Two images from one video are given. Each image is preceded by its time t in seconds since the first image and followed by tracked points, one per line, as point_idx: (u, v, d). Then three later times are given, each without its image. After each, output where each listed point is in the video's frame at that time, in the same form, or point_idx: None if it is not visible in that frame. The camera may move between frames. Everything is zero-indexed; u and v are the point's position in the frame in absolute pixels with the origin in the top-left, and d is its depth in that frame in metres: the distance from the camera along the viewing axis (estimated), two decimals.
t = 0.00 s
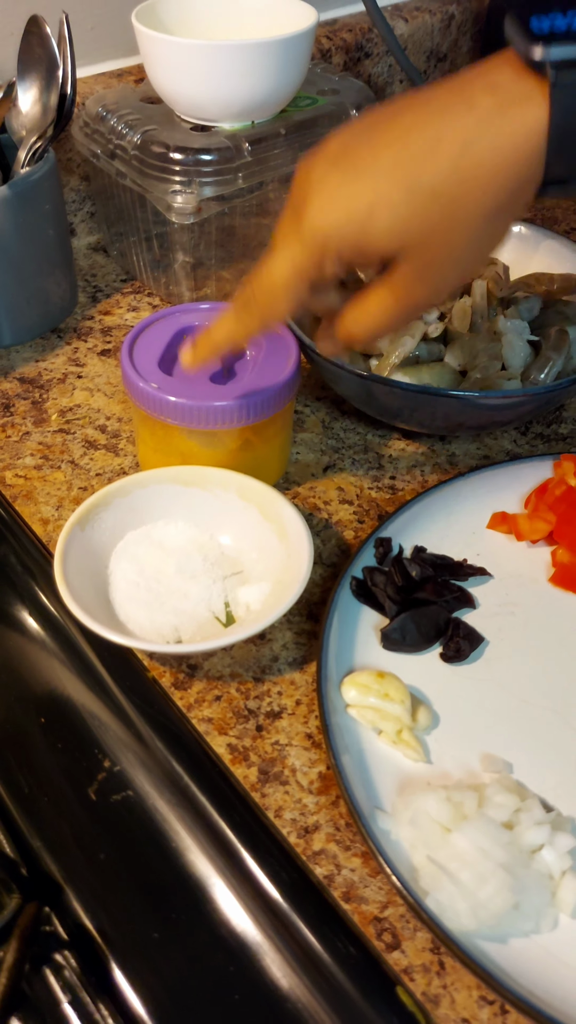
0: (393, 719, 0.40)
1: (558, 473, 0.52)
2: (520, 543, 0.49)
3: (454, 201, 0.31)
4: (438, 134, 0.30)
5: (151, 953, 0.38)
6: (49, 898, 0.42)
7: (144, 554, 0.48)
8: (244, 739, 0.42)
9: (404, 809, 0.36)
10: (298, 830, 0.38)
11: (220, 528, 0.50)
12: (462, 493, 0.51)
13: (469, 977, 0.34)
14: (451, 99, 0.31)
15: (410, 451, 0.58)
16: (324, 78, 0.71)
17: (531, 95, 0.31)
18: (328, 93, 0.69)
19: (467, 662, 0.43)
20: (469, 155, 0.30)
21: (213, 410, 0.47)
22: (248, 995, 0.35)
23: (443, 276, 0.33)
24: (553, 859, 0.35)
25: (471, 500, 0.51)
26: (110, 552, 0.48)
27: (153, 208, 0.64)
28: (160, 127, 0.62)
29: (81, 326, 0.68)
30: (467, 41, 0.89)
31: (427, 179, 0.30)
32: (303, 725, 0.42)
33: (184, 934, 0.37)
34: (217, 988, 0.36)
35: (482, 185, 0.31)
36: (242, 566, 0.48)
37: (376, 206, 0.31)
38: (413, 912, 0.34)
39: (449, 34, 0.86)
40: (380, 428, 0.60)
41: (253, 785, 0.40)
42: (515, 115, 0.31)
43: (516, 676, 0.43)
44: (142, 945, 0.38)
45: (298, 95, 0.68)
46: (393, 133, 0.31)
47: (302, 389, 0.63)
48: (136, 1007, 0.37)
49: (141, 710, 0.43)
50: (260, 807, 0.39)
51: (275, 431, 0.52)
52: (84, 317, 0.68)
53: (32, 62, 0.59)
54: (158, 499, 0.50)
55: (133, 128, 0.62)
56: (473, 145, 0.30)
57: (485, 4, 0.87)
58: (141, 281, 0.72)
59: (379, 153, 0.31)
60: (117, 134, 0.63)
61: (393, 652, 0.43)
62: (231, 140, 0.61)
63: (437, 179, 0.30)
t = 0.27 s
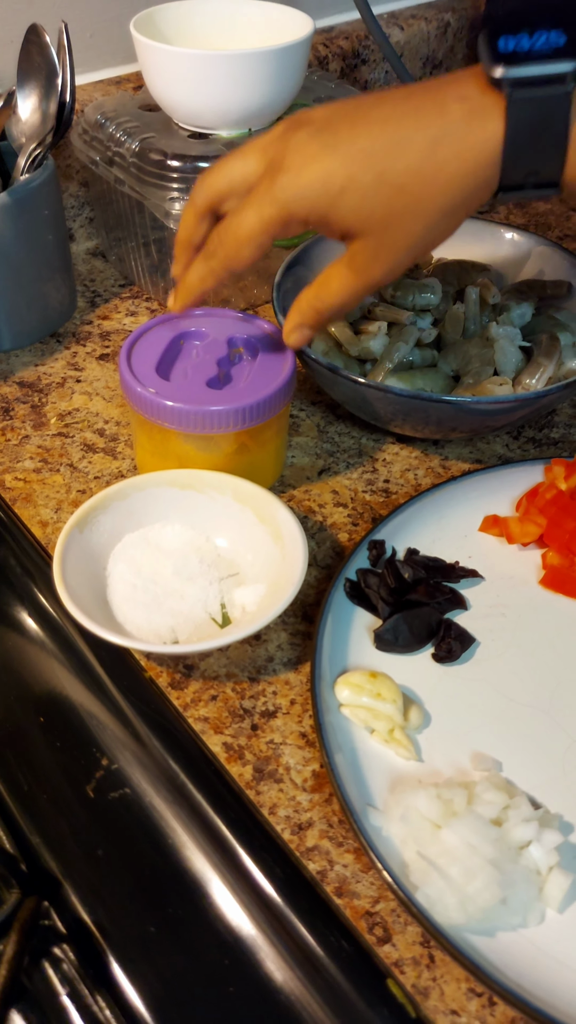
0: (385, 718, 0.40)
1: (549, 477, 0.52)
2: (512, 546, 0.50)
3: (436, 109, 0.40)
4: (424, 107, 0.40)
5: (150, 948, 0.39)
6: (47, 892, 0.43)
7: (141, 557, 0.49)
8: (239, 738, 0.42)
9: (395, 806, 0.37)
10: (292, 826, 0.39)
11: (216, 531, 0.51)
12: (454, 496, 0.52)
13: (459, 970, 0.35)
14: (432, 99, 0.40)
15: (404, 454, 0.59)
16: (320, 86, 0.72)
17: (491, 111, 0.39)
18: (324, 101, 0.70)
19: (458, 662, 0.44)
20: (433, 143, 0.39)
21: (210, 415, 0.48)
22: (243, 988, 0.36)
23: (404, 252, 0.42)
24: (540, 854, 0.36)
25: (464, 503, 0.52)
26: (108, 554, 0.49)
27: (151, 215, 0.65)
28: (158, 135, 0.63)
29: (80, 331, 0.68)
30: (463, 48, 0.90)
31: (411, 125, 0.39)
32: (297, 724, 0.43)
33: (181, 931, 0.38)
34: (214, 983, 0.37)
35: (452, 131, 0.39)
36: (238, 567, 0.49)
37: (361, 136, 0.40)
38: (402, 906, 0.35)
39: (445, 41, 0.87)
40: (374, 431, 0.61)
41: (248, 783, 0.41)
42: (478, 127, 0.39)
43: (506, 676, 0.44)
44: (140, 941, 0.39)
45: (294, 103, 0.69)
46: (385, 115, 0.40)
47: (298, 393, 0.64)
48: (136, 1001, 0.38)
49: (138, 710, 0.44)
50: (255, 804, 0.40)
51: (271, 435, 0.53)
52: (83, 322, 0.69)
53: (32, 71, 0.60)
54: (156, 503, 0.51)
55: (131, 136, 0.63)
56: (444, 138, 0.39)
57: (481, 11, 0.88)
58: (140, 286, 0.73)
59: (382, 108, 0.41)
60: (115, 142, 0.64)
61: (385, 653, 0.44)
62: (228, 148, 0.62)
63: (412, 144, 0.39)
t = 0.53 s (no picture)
0: (373, 715, 0.41)
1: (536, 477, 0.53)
2: (499, 546, 0.51)
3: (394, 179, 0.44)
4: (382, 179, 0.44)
5: (142, 942, 0.39)
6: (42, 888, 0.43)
7: (133, 557, 0.49)
8: (230, 735, 0.43)
9: (383, 801, 0.38)
10: (281, 822, 0.40)
11: (207, 531, 0.52)
12: (442, 497, 0.53)
13: (444, 961, 0.35)
14: (385, 167, 0.45)
15: (393, 455, 0.60)
16: (311, 92, 0.73)
17: (438, 174, 0.44)
18: (314, 107, 0.71)
19: (446, 660, 0.45)
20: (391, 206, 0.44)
21: (201, 417, 0.48)
22: (233, 980, 0.37)
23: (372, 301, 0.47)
24: (525, 848, 0.36)
25: (452, 504, 0.53)
26: (101, 554, 0.49)
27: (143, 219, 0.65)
28: (150, 141, 0.64)
29: (73, 334, 0.69)
30: (452, 55, 0.91)
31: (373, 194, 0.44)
32: (287, 722, 0.44)
33: (172, 925, 0.39)
34: (205, 975, 0.37)
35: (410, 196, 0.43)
36: (229, 567, 0.50)
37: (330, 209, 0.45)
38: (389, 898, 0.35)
39: (435, 47, 0.88)
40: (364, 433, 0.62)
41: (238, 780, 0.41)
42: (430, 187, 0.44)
43: (492, 674, 0.44)
44: (133, 935, 0.40)
45: (285, 109, 0.69)
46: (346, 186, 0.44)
47: (289, 395, 0.65)
48: (129, 997, 0.39)
49: (131, 708, 0.45)
50: (245, 799, 0.41)
51: (262, 437, 0.53)
52: (77, 325, 0.70)
53: (25, 76, 0.61)
54: (148, 504, 0.51)
55: (124, 141, 0.64)
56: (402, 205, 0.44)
57: (471, 18, 0.89)
58: (133, 290, 0.73)
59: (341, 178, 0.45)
60: (108, 147, 0.65)
61: (374, 652, 0.45)
62: (219, 154, 0.63)
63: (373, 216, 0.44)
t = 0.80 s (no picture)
0: (358, 714, 0.42)
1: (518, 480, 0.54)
2: (483, 547, 0.52)
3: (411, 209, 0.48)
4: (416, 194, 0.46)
5: (133, 935, 0.41)
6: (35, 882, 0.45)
7: (125, 560, 0.50)
8: (219, 734, 0.44)
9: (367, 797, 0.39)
10: (269, 817, 0.40)
11: (197, 535, 0.53)
12: (427, 500, 0.54)
13: (427, 952, 0.36)
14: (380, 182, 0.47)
15: (381, 460, 0.61)
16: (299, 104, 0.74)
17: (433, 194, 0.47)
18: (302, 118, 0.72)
19: (430, 659, 0.46)
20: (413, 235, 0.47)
21: (191, 424, 0.50)
22: (221, 972, 0.38)
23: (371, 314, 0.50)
24: (505, 842, 0.38)
25: (437, 507, 0.54)
26: (93, 558, 0.50)
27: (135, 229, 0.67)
28: (141, 152, 0.65)
29: (66, 342, 0.70)
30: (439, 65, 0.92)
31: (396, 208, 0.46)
32: (275, 721, 0.45)
33: (162, 919, 0.40)
34: (193, 968, 0.39)
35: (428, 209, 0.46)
36: (219, 571, 0.51)
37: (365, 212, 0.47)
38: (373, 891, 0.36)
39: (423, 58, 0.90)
40: (352, 439, 0.63)
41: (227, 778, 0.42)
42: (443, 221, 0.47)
43: (475, 672, 0.45)
44: (124, 929, 0.41)
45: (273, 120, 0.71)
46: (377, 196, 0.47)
47: (279, 401, 0.66)
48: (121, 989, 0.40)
49: (122, 709, 0.46)
50: (234, 797, 0.41)
51: (252, 442, 0.54)
52: (70, 333, 0.71)
53: (18, 89, 0.63)
54: (139, 509, 0.52)
55: (115, 153, 0.65)
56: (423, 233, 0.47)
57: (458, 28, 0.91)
58: (125, 298, 0.74)
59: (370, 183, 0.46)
60: (100, 158, 0.66)
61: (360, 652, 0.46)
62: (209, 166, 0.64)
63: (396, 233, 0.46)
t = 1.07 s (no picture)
0: (344, 710, 0.43)
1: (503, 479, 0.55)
2: (468, 546, 0.53)
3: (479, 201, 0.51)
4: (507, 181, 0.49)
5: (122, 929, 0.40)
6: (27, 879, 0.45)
7: (115, 561, 0.51)
8: (208, 731, 0.45)
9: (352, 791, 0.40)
10: (256, 813, 0.41)
11: (187, 535, 0.53)
12: (413, 500, 0.55)
13: (411, 943, 0.37)
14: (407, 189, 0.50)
15: (368, 460, 0.62)
16: (287, 109, 0.75)
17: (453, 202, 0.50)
18: (290, 123, 0.73)
19: (415, 656, 0.47)
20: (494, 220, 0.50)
21: (179, 425, 0.50)
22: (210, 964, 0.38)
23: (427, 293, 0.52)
24: (487, 834, 0.38)
25: (423, 507, 0.55)
26: (84, 558, 0.51)
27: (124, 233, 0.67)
28: (131, 157, 0.66)
29: (58, 345, 0.71)
30: (427, 69, 0.95)
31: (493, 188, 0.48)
32: (263, 718, 0.45)
33: (151, 913, 0.40)
34: (183, 961, 0.39)
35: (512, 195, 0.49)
36: (208, 570, 0.52)
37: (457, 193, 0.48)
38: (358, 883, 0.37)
39: (410, 63, 0.92)
40: (340, 440, 0.64)
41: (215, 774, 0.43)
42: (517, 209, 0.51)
43: (459, 669, 0.46)
44: (113, 923, 0.41)
45: (262, 125, 0.72)
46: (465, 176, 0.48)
47: (268, 403, 0.67)
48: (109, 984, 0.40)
49: (112, 706, 0.46)
50: (222, 793, 0.42)
51: (241, 443, 0.55)
52: (61, 336, 0.71)
53: (7, 97, 0.63)
54: (129, 510, 0.53)
55: (105, 158, 0.66)
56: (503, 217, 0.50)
57: (445, 34, 0.92)
58: (116, 301, 0.75)
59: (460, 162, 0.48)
60: (90, 164, 0.67)
61: (346, 649, 0.46)
62: (197, 169, 0.65)
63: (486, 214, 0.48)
